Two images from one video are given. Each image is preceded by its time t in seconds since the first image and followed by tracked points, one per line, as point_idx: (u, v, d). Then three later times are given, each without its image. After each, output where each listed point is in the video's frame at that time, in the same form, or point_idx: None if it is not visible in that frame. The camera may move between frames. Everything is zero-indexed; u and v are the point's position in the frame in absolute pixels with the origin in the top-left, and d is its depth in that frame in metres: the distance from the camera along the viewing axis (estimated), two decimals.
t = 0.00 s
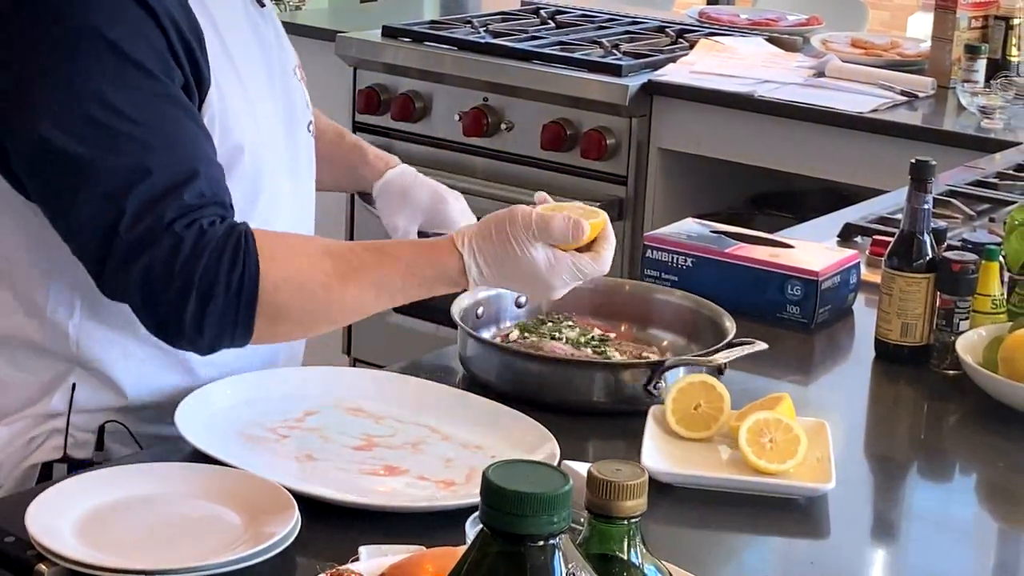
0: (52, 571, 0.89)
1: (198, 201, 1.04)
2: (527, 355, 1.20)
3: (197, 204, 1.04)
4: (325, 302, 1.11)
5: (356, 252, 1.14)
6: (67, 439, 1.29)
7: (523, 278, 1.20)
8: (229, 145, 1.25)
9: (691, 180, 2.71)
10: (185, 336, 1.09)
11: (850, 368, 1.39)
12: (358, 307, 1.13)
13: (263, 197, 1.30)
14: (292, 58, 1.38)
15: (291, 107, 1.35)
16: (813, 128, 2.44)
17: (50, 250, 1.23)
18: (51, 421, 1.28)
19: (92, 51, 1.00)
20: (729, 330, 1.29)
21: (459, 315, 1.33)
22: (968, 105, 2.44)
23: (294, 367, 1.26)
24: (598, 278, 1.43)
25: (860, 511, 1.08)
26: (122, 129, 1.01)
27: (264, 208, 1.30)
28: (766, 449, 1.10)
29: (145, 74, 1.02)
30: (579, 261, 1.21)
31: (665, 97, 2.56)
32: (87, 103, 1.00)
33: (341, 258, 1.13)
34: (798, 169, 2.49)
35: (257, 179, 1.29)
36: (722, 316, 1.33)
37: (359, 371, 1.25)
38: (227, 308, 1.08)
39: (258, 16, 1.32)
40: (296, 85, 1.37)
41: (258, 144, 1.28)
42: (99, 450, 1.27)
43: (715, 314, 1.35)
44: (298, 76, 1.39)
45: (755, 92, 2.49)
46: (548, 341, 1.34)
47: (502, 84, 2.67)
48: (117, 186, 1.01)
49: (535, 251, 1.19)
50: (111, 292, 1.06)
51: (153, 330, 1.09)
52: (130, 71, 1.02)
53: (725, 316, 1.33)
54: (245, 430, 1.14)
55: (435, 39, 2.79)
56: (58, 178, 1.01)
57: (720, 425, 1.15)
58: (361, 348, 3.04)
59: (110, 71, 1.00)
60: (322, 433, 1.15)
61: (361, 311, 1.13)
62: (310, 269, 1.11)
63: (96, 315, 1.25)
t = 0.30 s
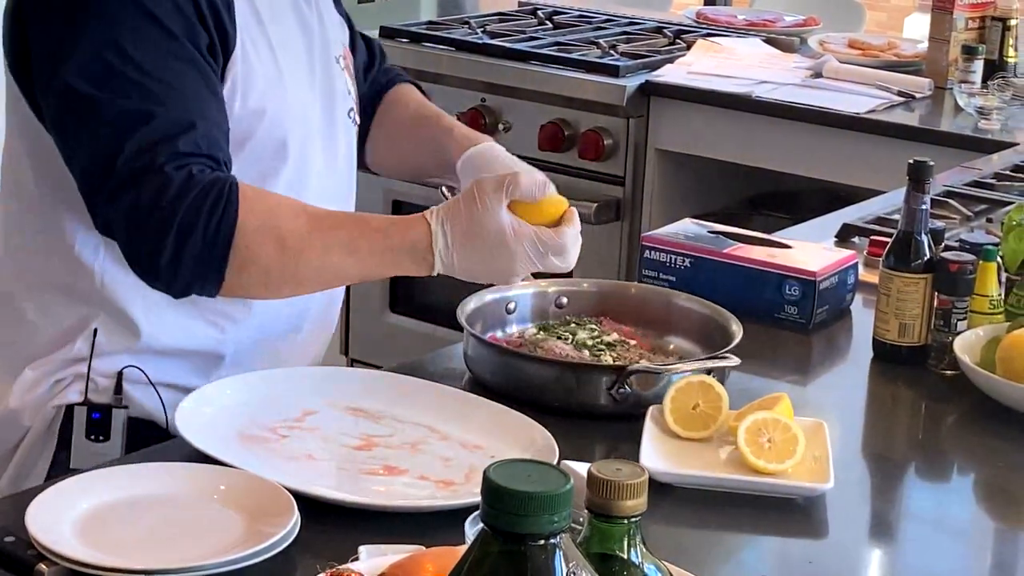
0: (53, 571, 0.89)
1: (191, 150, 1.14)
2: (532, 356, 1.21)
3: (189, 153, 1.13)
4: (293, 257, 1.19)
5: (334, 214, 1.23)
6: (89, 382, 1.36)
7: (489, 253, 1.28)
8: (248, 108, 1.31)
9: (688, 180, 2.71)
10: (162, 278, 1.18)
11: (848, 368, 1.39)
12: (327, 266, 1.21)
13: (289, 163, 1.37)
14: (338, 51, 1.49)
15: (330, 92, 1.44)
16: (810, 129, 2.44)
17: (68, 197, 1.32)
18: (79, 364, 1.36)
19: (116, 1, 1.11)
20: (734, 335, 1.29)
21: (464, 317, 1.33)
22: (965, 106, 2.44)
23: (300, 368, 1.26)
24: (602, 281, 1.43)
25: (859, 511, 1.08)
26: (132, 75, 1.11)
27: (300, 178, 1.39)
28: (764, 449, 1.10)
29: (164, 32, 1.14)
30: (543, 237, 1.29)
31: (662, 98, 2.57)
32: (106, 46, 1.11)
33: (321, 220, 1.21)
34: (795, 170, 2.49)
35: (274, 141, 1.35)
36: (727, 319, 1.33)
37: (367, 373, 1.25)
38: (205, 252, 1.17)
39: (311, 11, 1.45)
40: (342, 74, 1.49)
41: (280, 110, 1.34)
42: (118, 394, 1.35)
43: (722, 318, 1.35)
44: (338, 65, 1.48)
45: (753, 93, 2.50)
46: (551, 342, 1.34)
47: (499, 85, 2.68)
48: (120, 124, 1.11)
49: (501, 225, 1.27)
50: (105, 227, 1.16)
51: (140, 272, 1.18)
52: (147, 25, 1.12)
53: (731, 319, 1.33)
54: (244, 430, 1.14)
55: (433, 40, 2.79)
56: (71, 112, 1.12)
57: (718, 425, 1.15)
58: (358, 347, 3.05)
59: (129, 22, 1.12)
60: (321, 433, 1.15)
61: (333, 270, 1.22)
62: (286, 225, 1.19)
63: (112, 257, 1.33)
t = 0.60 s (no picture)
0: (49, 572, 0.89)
1: (205, 132, 1.17)
2: (528, 356, 1.21)
3: (203, 135, 1.17)
4: (303, 238, 1.23)
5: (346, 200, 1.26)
6: (99, 357, 1.35)
7: (488, 237, 1.30)
8: (246, 86, 1.30)
9: (686, 182, 2.71)
10: (176, 261, 1.20)
11: (844, 369, 1.39)
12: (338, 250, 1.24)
13: (287, 142, 1.37)
14: (361, 39, 1.46)
15: (343, 77, 1.42)
16: (807, 131, 2.44)
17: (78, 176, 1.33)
18: (90, 339, 1.36)
19: None
20: (731, 337, 1.29)
21: (461, 318, 1.33)
22: (962, 107, 2.44)
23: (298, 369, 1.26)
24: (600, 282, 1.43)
25: (855, 512, 1.08)
26: (145, 59, 1.14)
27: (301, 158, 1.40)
28: (761, 450, 1.10)
29: (170, 17, 1.16)
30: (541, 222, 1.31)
31: (660, 99, 2.57)
32: (117, 31, 1.13)
33: (330, 204, 1.25)
34: (792, 170, 2.49)
35: (276, 119, 1.34)
36: (724, 320, 1.33)
37: (366, 374, 1.25)
38: (222, 233, 1.20)
39: None
40: (361, 60, 1.45)
41: (281, 91, 1.33)
42: (127, 368, 1.34)
43: (718, 319, 1.35)
44: (360, 53, 1.45)
45: (750, 94, 2.50)
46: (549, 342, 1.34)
47: (497, 86, 2.68)
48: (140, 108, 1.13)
49: (497, 207, 1.29)
50: (118, 210, 1.19)
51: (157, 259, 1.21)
52: (156, 10, 1.15)
53: (727, 319, 1.33)
54: (241, 431, 1.14)
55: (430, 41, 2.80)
56: (84, 99, 1.14)
57: (715, 426, 1.16)
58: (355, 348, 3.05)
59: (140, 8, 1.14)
60: (318, 434, 1.15)
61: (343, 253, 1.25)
62: (296, 207, 1.23)
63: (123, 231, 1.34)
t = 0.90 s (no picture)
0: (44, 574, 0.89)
1: (107, 143, 1.15)
2: (522, 357, 1.20)
3: (104, 146, 1.15)
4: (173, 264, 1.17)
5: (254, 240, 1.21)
6: (86, 355, 1.35)
7: (354, 312, 1.18)
8: (209, 99, 1.29)
9: (683, 183, 2.71)
10: (70, 264, 1.19)
11: (841, 370, 1.39)
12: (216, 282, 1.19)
13: (260, 154, 1.35)
14: (369, 49, 1.45)
15: (342, 88, 1.41)
16: (804, 132, 2.44)
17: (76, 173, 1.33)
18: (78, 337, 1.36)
19: None
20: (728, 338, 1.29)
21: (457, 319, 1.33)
22: (959, 108, 2.44)
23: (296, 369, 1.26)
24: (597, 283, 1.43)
25: (851, 513, 1.08)
26: (83, 70, 1.14)
27: (278, 167, 1.37)
28: (756, 451, 1.10)
29: (116, 24, 1.16)
30: (403, 304, 1.16)
31: (657, 100, 2.57)
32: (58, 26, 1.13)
33: (215, 238, 1.18)
34: (788, 172, 2.49)
35: (246, 134, 1.32)
36: (720, 320, 1.33)
37: (364, 374, 1.25)
38: (110, 248, 1.17)
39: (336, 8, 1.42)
40: (364, 70, 1.44)
41: (255, 104, 1.32)
42: (112, 367, 1.35)
43: (715, 319, 1.35)
44: (362, 63, 1.44)
45: (747, 95, 2.50)
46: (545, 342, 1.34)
47: (494, 87, 2.68)
48: (62, 116, 1.14)
49: (367, 281, 1.15)
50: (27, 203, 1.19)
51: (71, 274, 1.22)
52: (105, 24, 1.16)
53: (724, 320, 1.33)
54: (237, 431, 1.14)
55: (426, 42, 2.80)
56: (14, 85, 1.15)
57: (710, 427, 1.15)
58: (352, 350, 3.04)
59: (87, 19, 1.15)
60: (314, 436, 1.15)
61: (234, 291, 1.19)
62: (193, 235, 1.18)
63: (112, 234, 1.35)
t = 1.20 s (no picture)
0: None
1: (70, 148, 1.15)
2: (521, 359, 1.20)
3: (65, 151, 1.15)
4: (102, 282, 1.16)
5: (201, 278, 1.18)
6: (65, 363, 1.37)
7: (249, 386, 1.09)
8: (189, 107, 1.30)
9: (681, 185, 2.71)
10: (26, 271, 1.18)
11: (840, 372, 1.39)
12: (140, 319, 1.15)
13: (238, 167, 1.35)
14: (365, 64, 1.44)
15: (333, 106, 1.42)
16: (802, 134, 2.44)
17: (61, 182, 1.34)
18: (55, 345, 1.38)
19: None
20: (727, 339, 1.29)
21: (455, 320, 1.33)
22: (959, 109, 2.44)
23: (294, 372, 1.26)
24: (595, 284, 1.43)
25: (850, 515, 1.07)
26: (55, 70, 1.15)
27: (260, 180, 1.37)
28: (754, 453, 1.10)
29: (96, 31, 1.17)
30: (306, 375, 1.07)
31: (656, 101, 2.56)
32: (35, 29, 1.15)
33: (142, 271, 1.16)
34: (786, 173, 2.49)
35: (225, 144, 1.33)
36: (718, 322, 1.33)
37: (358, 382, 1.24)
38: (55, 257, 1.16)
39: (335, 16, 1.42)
40: (358, 84, 1.44)
41: (235, 115, 1.33)
42: (89, 376, 1.36)
43: (712, 320, 1.35)
44: (359, 77, 1.44)
45: (745, 96, 2.50)
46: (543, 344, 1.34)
47: (492, 88, 2.68)
48: (33, 118, 1.15)
49: (280, 342, 1.08)
50: None
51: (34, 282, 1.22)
52: (82, 29, 1.16)
53: (722, 321, 1.33)
54: (235, 433, 1.13)
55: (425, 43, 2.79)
56: None
57: (709, 428, 1.15)
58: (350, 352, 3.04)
59: (64, 21, 1.15)
60: (313, 439, 1.14)
61: (165, 336, 1.16)
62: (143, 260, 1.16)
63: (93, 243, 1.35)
